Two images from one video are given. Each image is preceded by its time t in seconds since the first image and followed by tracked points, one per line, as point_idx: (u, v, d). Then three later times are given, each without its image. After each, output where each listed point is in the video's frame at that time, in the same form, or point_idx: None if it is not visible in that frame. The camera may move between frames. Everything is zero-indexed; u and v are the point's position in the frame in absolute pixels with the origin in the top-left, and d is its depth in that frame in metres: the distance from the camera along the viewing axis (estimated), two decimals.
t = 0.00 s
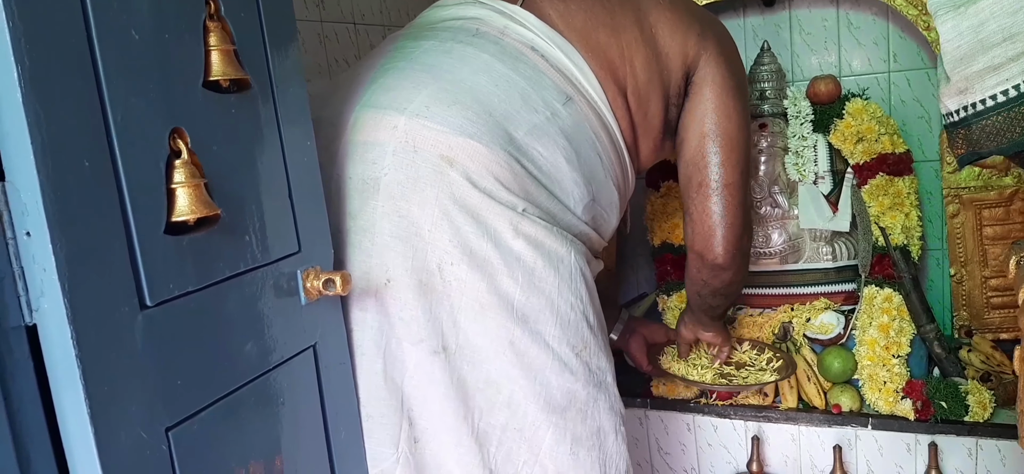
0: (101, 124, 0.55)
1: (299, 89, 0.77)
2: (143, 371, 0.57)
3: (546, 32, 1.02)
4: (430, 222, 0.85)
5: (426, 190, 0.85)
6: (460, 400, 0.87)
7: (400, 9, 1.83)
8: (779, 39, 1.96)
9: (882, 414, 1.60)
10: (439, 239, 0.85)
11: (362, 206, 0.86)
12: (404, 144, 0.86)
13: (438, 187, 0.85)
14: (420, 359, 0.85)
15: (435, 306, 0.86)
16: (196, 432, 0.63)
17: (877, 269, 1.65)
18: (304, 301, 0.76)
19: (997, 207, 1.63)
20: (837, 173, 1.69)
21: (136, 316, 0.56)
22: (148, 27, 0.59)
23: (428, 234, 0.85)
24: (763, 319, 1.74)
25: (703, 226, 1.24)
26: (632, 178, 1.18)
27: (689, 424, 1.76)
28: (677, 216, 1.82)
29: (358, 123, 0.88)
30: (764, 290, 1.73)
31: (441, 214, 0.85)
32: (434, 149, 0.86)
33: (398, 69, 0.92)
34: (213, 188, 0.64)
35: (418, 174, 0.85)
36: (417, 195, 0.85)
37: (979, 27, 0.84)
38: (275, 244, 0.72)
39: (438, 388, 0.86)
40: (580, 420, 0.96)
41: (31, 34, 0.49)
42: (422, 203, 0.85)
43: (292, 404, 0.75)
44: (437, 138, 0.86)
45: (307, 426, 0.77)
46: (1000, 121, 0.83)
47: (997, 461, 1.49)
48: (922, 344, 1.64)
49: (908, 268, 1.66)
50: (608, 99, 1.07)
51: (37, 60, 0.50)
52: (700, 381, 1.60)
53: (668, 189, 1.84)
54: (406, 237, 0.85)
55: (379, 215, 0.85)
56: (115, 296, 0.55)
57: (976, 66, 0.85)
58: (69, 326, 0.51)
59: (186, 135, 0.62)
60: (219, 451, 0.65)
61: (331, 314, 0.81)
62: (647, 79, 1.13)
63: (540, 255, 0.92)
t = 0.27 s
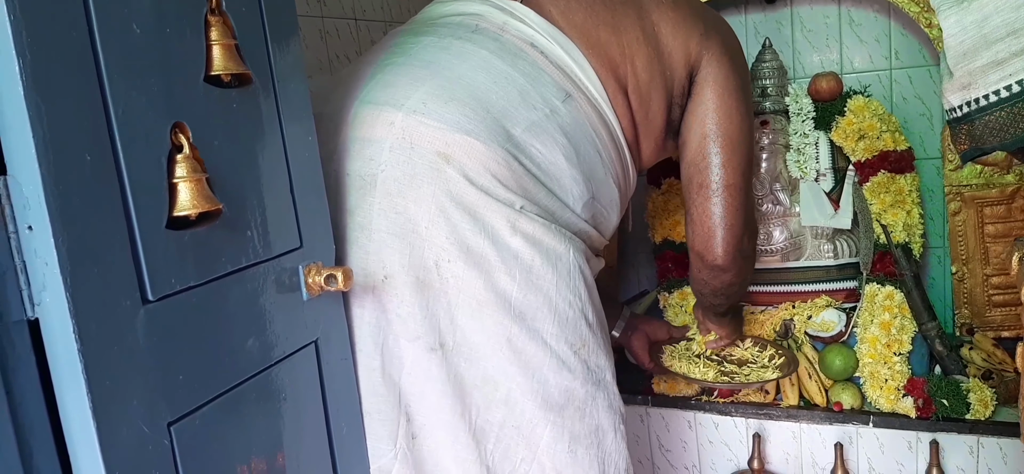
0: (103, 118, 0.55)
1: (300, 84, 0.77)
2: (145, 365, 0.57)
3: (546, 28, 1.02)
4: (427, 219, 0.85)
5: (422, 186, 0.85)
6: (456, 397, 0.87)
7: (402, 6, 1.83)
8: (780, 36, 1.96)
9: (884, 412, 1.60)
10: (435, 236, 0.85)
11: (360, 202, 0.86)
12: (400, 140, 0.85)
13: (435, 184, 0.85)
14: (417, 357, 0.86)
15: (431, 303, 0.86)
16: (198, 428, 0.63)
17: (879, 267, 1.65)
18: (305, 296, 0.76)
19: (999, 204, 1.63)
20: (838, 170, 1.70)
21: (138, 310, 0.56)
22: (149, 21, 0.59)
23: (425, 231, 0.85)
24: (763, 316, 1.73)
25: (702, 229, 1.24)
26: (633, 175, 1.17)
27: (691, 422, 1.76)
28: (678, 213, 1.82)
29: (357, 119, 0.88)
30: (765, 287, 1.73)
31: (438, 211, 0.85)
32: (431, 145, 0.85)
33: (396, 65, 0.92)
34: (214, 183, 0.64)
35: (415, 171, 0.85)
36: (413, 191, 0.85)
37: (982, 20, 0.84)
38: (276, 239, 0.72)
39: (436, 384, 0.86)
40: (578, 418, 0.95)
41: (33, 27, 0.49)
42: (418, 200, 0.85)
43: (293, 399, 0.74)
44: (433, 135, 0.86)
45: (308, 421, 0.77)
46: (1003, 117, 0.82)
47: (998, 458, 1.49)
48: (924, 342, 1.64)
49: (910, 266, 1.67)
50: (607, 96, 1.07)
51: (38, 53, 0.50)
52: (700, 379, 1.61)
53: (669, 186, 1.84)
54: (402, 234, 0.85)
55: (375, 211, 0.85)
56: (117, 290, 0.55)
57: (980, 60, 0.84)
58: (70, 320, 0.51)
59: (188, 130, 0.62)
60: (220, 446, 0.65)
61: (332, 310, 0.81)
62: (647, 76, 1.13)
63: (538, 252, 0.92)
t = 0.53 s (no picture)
0: (104, 118, 0.54)
1: (301, 83, 0.77)
2: (146, 365, 0.57)
3: (547, 28, 1.02)
4: (426, 219, 0.85)
5: (422, 187, 0.85)
6: (456, 397, 0.87)
7: (402, 4, 1.83)
8: (781, 34, 1.95)
9: (884, 411, 1.60)
10: (435, 237, 0.85)
11: (359, 202, 0.86)
12: (401, 140, 0.85)
13: (435, 184, 0.85)
14: (417, 358, 0.86)
15: (432, 303, 0.86)
16: (199, 427, 0.63)
17: (879, 266, 1.65)
18: (306, 296, 0.76)
19: (999, 203, 1.63)
20: (839, 169, 1.70)
21: (139, 310, 0.56)
22: (150, 20, 0.59)
23: (425, 232, 0.85)
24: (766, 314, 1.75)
25: (714, 236, 1.24)
26: (635, 175, 1.17)
27: (692, 421, 1.76)
28: (679, 212, 1.82)
29: (357, 118, 0.88)
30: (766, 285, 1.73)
31: (438, 212, 0.85)
32: (431, 146, 0.85)
33: (396, 65, 0.92)
34: (215, 183, 0.64)
35: (414, 171, 0.85)
36: (413, 191, 0.85)
37: (983, 19, 0.84)
38: (277, 239, 0.72)
39: (437, 384, 0.86)
40: (579, 418, 0.95)
41: (34, 27, 0.49)
42: (418, 200, 0.85)
43: (294, 399, 0.74)
44: (434, 135, 0.86)
45: (309, 421, 0.77)
46: (1005, 116, 0.82)
47: (999, 457, 1.49)
48: (925, 341, 1.64)
49: (910, 264, 1.67)
50: (609, 96, 1.07)
51: (40, 54, 0.50)
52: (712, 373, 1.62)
53: (669, 185, 1.84)
54: (402, 234, 0.85)
55: (375, 212, 0.85)
56: (118, 290, 0.55)
57: (982, 58, 0.84)
58: (71, 320, 0.51)
59: (188, 129, 0.62)
60: (221, 446, 0.65)
61: (333, 309, 0.81)
62: (650, 76, 1.13)
63: (538, 252, 0.92)
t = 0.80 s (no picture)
0: (105, 116, 0.55)
1: (302, 82, 0.77)
2: (147, 363, 0.57)
3: (550, 28, 1.02)
4: (429, 218, 0.85)
5: (425, 186, 0.85)
6: (459, 396, 0.87)
7: (403, 4, 1.83)
8: (782, 34, 1.95)
9: (885, 411, 1.60)
10: (439, 237, 0.85)
11: (362, 202, 0.86)
12: (404, 140, 0.86)
13: (438, 184, 0.85)
14: (420, 357, 0.86)
15: (435, 303, 0.86)
16: (200, 425, 0.63)
17: (880, 266, 1.65)
18: (307, 295, 0.76)
19: (999, 203, 1.63)
20: (839, 169, 1.70)
21: (140, 308, 0.56)
22: (152, 19, 0.59)
23: (428, 231, 0.85)
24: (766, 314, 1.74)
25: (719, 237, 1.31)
26: (636, 176, 1.17)
27: (692, 420, 1.76)
28: (680, 211, 1.82)
29: (360, 117, 0.88)
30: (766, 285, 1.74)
31: (440, 212, 0.85)
32: (434, 145, 0.86)
33: (399, 65, 0.92)
34: (216, 181, 0.64)
35: (418, 170, 0.85)
36: (416, 191, 0.85)
37: (985, 18, 0.83)
38: (278, 238, 0.72)
39: (440, 384, 0.86)
40: (583, 417, 0.95)
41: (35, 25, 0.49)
42: (421, 199, 0.85)
43: (295, 397, 0.75)
44: (437, 135, 0.86)
45: (310, 420, 0.77)
46: (1006, 115, 0.81)
47: (999, 457, 1.49)
48: (925, 341, 1.65)
49: (911, 264, 1.64)
50: (612, 97, 1.07)
51: (41, 52, 0.50)
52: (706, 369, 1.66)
53: (670, 185, 1.84)
54: (405, 233, 0.85)
55: (378, 211, 0.85)
56: (119, 288, 0.55)
57: (982, 58, 0.83)
58: (72, 318, 0.51)
59: (189, 128, 0.62)
60: (223, 444, 0.65)
61: (334, 308, 0.81)
62: (653, 78, 1.12)
63: (541, 252, 0.92)
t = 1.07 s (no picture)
0: (112, 115, 0.55)
1: (308, 82, 0.77)
2: (152, 362, 0.57)
3: (557, 29, 1.02)
4: (437, 218, 0.85)
5: (432, 185, 0.85)
6: (465, 396, 0.87)
7: (408, 5, 1.83)
8: (788, 35, 1.95)
9: (890, 413, 1.59)
10: (446, 236, 0.85)
11: (369, 201, 0.86)
12: (412, 139, 0.86)
13: (445, 183, 0.85)
14: (427, 357, 0.85)
15: (442, 303, 0.86)
16: (205, 424, 0.63)
17: (886, 268, 1.64)
18: (311, 294, 0.76)
19: (1007, 206, 1.62)
20: (845, 171, 1.69)
21: (145, 307, 0.57)
22: (158, 18, 0.60)
23: (435, 231, 0.85)
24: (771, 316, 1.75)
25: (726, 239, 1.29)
26: (643, 177, 1.17)
27: (697, 422, 1.75)
28: (685, 212, 1.81)
29: (367, 116, 0.88)
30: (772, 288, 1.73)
31: (447, 211, 0.85)
32: (442, 144, 0.85)
33: (406, 64, 0.92)
34: (221, 180, 0.64)
35: (425, 170, 0.85)
36: (424, 190, 0.85)
37: (993, 20, 0.81)
38: (283, 237, 0.72)
39: (445, 384, 0.86)
40: (589, 418, 0.95)
41: (42, 25, 0.50)
42: (429, 198, 0.85)
43: (300, 397, 0.75)
44: (444, 134, 0.86)
45: (315, 419, 0.77)
46: (1014, 117, 0.80)
47: (1005, 460, 1.48)
48: (931, 343, 1.63)
49: (917, 267, 1.63)
50: (619, 98, 1.07)
51: (48, 51, 0.50)
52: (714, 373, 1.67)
53: (675, 186, 1.83)
54: (413, 232, 0.85)
55: (385, 210, 0.85)
56: (125, 287, 0.55)
57: (990, 60, 0.81)
58: (78, 315, 0.51)
59: (195, 127, 0.62)
60: (228, 443, 0.65)
61: (338, 308, 0.81)
62: (660, 79, 1.12)
63: (548, 252, 0.91)
